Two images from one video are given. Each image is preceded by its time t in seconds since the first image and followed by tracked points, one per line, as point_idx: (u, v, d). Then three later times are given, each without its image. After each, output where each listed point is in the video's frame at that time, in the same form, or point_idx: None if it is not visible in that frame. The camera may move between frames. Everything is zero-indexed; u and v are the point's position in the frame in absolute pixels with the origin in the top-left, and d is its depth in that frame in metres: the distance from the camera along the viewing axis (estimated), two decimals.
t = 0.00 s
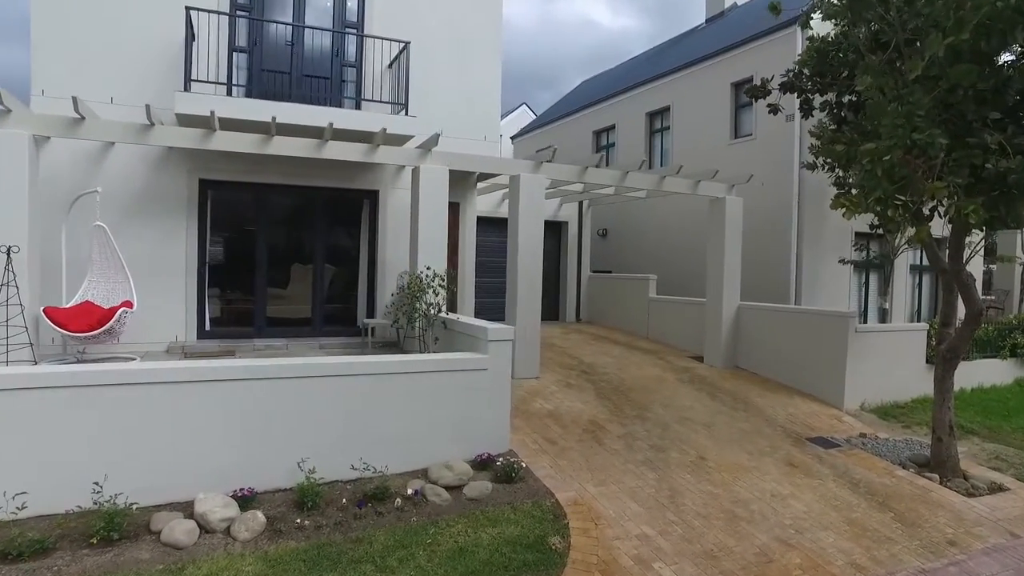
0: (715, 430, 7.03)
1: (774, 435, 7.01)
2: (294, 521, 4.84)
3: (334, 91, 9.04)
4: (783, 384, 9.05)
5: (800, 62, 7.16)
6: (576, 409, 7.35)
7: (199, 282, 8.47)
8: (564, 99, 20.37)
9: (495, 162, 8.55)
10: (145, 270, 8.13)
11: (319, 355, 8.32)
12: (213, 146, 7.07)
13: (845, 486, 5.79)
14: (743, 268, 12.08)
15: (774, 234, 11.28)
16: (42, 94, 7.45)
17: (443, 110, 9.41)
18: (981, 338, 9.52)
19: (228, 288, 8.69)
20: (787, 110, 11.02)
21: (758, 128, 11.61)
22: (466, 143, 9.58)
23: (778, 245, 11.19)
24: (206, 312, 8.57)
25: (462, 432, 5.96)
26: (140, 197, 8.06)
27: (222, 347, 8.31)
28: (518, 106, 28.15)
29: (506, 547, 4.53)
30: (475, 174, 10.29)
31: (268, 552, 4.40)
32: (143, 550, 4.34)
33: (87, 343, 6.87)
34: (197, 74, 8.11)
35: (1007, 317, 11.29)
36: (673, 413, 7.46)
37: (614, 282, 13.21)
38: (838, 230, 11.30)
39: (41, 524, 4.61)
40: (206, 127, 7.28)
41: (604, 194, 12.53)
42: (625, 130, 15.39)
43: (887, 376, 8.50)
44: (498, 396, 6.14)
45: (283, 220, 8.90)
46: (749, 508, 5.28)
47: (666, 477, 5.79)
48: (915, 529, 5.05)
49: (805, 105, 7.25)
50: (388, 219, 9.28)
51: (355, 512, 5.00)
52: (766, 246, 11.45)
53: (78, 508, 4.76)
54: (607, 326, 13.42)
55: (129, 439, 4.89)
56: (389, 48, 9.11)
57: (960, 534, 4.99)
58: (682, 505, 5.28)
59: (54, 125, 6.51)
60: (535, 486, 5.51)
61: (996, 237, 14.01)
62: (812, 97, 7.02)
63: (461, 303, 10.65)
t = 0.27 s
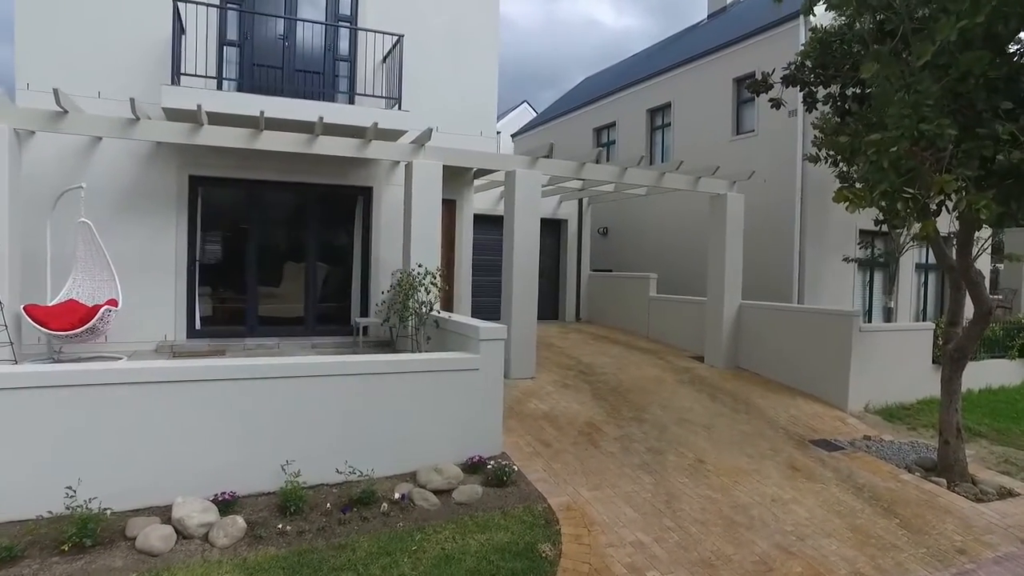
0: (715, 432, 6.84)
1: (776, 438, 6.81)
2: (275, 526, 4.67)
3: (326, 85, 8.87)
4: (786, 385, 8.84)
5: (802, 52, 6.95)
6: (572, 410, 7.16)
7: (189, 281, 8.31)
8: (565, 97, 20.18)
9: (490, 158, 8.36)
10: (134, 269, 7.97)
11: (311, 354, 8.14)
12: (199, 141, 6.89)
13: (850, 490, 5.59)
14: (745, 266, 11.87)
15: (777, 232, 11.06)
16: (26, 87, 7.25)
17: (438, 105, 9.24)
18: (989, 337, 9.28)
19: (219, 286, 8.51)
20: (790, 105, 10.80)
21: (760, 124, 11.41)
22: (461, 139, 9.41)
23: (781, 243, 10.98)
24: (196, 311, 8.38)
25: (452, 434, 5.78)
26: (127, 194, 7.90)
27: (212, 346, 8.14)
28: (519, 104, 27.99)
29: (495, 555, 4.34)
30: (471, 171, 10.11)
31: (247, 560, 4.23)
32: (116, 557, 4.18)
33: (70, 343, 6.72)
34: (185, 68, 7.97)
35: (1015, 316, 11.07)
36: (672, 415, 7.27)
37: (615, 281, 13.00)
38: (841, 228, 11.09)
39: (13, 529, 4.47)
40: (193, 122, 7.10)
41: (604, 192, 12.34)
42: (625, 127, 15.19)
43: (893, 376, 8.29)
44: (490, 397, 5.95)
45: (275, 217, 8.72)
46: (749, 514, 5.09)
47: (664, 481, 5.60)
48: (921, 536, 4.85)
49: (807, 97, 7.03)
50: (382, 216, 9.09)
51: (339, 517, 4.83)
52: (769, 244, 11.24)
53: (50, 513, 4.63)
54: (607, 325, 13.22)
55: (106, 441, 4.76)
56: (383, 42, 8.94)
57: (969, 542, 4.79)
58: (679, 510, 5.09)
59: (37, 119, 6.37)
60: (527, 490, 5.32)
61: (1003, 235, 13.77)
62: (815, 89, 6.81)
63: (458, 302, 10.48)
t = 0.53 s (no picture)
0: (711, 436, 6.65)
1: (775, 442, 6.62)
2: (252, 535, 4.48)
3: (315, 81, 8.67)
4: (785, 387, 8.65)
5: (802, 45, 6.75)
6: (565, 414, 6.97)
7: (174, 280, 8.11)
8: (563, 95, 19.99)
9: (483, 155, 8.16)
10: (117, 267, 7.75)
11: (299, 356, 7.95)
12: (182, 137, 6.70)
13: (850, 498, 5.40)
14: (744, 266, 11.67)
15: (777, 231, 10.86)
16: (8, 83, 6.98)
17: (430, 101, 9.05)
18: (992, 338, 9.09)
19: (205, 286, 8.31)
20: (790, 101, 10.61)
21: (759, 121, 11.22)
22: (454, 136, 9.23)
23: (780, 242, 10.79)
24: (181, 311, 8.19)
25: (438, 439, 5.59)
26: (109, 190, 7.68)
27: (198, 347, 7.94)
28: (518, 102, 27.79)
29: (479, 567, 4.15)
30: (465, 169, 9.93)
31: (220, 572, 4.04)
32: (82, 569, 3.99)
33: (48, 344, 6.60)
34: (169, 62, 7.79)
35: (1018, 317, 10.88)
36: (668, 418, 7.08)
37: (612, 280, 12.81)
38: (842, 226, 10.90)
39: None
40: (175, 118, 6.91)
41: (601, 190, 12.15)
42: (624, 125, 14.99)
43: (894, 379, 8.10)
44: (477, 401, 5.76)
45: (262, 215, 8.52)
46: (746, 523, 4.90)
47: (657, 487, 5.41)
48: (925, 546, 4.66)
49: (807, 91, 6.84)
50: (373, 214, 8.91)
51: (318, 526, 4.64)
52: (768, 243, 11.05)
53: (14, 523, 4.44)
54: (604, 326, 13.02)
55: (75, 447, 4.58)
56: (373, 36, 8.75)
57: (974, 552, 4.60)
58: (673, 519, 4.90)
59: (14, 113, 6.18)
60: (516, 497, 5.13)
61: (1006, 234, 13.58)
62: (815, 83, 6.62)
63: (451, 302, 10.30)
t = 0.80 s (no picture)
0: (706, 439, 6.45)
1: (771, 446, 6.42)
2: (224, 545, 4.29)
3: (302, 75, 8.48)
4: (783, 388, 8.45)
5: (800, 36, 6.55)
6: (556, 416, 6.77)
7: (157, 280, 7.92)
8: (560, 93, 19.81)
9: (473, 151, 7.97)
10: (98, 266, 7.54)
11: (285, 356, 7.76)
12: (161, 132, 6.51)
13: (849, 504, 5.20)
14: (742, 265, 11.47)
15: (775, 229, 10.67)
16: None
17: (420, 96, 8.86)
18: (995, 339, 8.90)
19: (189, 285, 8.12)
20: (789, 97, 10.41)
21: (757, 117, 11.03)
22: (444, 131, 9.04)
23: (779, 240, 10.59)
24: (164, 311, 7.99)
25: (421, 444, 5.40)
26: (88, 187, 7.48)
27: (182, 348, 7.75)
28: (515, 100, 27.59)
29: None
30: (456, 166, 9.75)
31: None
32: None
33: (24, 345, 6.50)
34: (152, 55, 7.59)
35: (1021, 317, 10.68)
36: (661, 421, 6.89)
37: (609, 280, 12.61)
38: (842, 224, 10.70)
39: None
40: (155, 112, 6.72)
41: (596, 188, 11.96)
42: (621, 122, 14.80)
43: (895, 380, 7.91)
44: (463, 404, 5.57)
45: (248, 213, 8.32)
46: (740, 531, 4.70)
47: (649, 494, 5.21)
48: (927, 555, 4.47)
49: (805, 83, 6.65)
50: (362, 211, 8.71)
51: (294, 535, 4.45)
52: (766, 241, 10.86)
53: None
54: (601, 326, 12.83)
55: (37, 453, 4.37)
56: (362, 30, 8.56)
57: (978, 562, 4.40)
58: (664, 527, 4.70)
59: None
60: (501, 504, 4.94)
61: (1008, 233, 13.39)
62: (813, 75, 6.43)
63: (442, 301, 10.12)
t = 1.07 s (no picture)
0: (706, 444, 6.30)
1: (772, 451, 6.26)
2: (204, 554, 4.15)
3: (295, 73, 8.35)
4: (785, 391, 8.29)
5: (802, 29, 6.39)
6: (552, 420, 6.62)
7: (148, 280, 7.78)
8: (560, 91, 19.67)
9: (468, 149, 7.82)
10: (86, 267, 7.41)
11: (277, 358, 7.62)
12: (149, 130, 6.38)
13: (852, 512, 5.04)
14: (744, 265, 11.31)
15: (778, 228, 10.50)
16: None
17: (416, 93, 8.73)
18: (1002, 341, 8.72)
19: (181, 285, 8.00)
20: (791, 95, 10.24)
21: (759, 115, 10.87)
22: (440, 130, 8.90)
23: (781, 240, 10.43)
24: (155, 312, 7.87)
25: (411, 449, 5.26)
26: (77, 186, 7.34)
27: (172, 350, 7.62)
28: (517, 99, 27.46)
29: None
30: (453, 164, 9.61)
31: None
32: None
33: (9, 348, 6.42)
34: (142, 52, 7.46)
35: None
36: (660, 425, 6.74)
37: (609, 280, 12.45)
38: (845, 224, 10.54)
39: None
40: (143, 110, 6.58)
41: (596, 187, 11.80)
42: (621, 121, 14.65)
43: (900, 383, 7.74)
44: (454, 409, 5.42)
45: (241, 212, 8.19)
46: (738, 540, 4.55)
47: (645, 501, 5.06)
48: (932, 567, 4.31)
49: (807, 79, 6.49)
50: (356, 211, 8.58)
51: (277, 544, 4.31)
52: (768, 241, 10.70)
53: None
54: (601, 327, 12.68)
55: (11, 460, 4.23)
56: (356, 26, 8.42)
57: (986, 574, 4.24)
58: (660, 536, 4.55)
59: None
60: (493, 512, 4.79)
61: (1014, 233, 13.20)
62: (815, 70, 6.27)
63: (439, 302, 9.99)
